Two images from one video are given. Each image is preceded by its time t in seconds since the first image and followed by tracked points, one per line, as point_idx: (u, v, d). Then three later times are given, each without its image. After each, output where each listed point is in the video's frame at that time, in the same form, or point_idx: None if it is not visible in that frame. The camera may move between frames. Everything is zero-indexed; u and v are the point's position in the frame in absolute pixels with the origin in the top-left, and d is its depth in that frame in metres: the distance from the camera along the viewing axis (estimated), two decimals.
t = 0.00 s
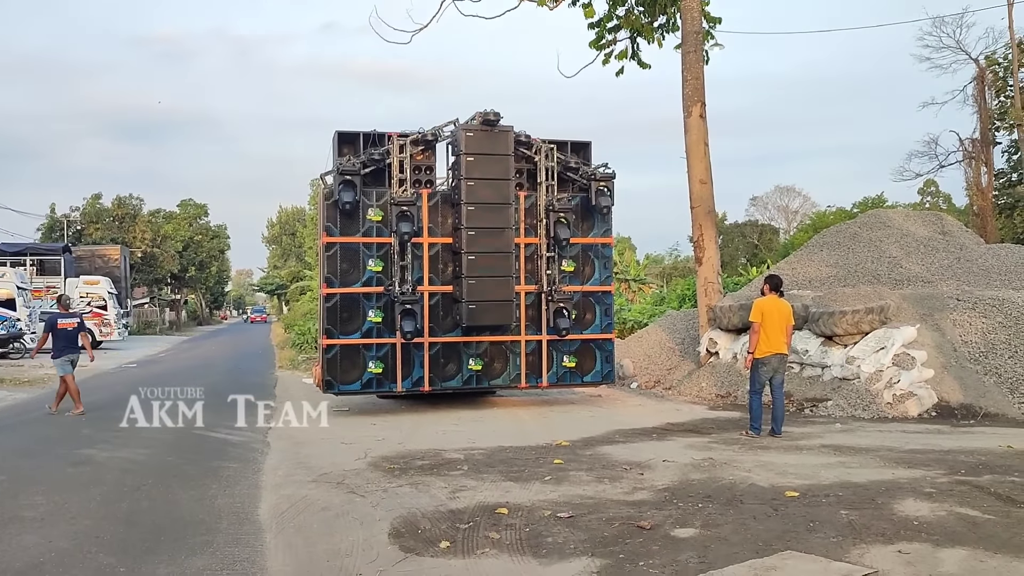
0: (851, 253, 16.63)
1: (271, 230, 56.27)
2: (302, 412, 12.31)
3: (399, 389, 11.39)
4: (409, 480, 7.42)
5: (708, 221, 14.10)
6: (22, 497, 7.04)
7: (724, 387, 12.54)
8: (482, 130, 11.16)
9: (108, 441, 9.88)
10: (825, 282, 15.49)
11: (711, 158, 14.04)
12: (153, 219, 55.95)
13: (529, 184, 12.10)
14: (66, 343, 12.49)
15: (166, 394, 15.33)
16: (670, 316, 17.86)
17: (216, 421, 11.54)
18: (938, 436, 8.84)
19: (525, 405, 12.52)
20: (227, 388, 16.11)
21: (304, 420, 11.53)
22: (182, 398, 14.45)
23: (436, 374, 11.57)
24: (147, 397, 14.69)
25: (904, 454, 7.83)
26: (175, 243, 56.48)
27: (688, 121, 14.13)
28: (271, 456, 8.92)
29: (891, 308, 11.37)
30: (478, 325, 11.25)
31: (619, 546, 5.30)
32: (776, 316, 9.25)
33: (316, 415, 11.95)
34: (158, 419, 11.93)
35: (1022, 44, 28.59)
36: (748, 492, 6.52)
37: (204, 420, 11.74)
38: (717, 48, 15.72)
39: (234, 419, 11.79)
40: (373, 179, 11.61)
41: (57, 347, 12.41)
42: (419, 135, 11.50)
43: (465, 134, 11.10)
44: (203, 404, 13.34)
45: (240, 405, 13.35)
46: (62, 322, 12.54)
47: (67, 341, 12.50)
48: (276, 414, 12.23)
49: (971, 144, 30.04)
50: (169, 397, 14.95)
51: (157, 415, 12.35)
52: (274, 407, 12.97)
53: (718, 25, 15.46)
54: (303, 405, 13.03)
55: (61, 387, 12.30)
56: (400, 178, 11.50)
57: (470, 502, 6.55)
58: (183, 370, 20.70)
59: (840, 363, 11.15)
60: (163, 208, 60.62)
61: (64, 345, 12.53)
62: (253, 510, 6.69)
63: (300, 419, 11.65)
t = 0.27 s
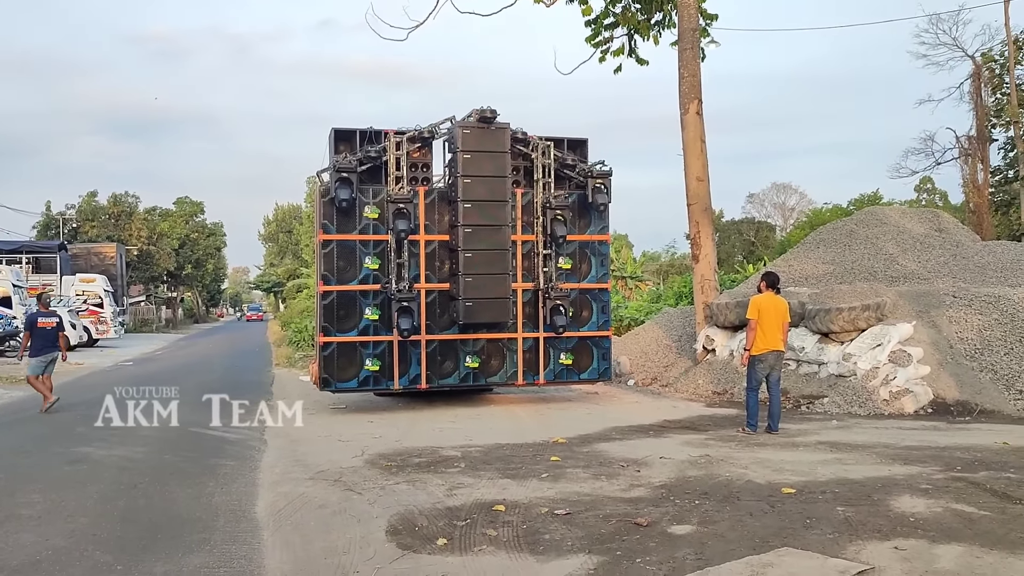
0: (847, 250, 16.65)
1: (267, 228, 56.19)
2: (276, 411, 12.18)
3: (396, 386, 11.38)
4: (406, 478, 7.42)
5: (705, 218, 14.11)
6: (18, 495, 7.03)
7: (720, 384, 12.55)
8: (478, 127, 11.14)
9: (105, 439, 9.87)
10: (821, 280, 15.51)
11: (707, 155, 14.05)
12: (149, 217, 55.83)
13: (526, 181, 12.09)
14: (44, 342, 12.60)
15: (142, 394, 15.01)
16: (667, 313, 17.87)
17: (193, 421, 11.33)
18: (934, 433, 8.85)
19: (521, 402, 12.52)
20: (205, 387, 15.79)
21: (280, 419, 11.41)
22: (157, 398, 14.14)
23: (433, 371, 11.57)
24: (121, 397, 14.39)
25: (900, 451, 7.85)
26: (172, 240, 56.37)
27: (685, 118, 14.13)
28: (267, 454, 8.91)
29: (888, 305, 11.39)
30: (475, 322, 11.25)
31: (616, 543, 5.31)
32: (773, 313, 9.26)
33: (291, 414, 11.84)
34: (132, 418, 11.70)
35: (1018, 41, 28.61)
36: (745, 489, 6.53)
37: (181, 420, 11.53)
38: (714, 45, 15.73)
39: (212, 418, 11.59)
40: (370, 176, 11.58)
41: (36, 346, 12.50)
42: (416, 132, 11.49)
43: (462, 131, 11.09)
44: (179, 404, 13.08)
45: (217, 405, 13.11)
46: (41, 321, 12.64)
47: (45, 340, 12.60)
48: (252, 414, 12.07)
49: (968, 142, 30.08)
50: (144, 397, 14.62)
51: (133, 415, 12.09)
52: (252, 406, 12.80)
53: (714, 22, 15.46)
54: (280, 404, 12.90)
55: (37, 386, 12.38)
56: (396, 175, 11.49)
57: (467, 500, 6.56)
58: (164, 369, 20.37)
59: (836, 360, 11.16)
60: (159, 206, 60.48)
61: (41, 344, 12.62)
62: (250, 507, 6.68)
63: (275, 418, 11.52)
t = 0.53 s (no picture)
0: (843, 248, 16.67)
1: (264, 227, 56.11)
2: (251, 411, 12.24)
3: (393, 385, 11.38)
4: (403, 476, 7.41)
5: (701, 216, 14.11)
6: (15, 494, 7.01)
7: (717, 382, 12.57)
8: (475, 125, 11.13)
9: (101, 438, 9.84)
10: (818, 278, 15.53)
11: (704, 154, 14.05)
12: (145, 216, 55.69)
13: (522, 179, 12.10)
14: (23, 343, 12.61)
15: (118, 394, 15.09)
16: (664, 311, 17.87)
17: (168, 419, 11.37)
18: (930, 430, 8.87)
19: (518, 401, 12.51)
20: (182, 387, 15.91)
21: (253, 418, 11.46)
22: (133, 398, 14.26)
23: (430, 370, 11.56)
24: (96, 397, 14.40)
25: (897, 448, 7.86)
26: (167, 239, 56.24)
27: (681, 116, 14.14)
28: (264, 453, 8.90)
29: (884, 303, 11.44)
30: (472, 321, 11.25)
31: (613, 541, 5.31)
32: (770, 312, 9.27)
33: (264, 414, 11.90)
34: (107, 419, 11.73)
35: (1013, 39, 28.64)
36: (742, 487, 6.53)
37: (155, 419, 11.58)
38: (710, 43, 15.73)
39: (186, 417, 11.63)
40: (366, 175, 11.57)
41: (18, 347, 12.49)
42: (412, 130, 11.48)
43: (459, 130, 11.09)
44: (154, 404, 13.12)
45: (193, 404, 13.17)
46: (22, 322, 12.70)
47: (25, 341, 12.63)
48: (225, 413, 12.09)
49: (963, 140, 30.12)
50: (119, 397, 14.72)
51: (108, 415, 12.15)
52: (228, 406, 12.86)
53: (711, 20, 15.46)
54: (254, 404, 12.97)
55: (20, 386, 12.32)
56: (393, 174, 11.48)
57: (464, 498, 6.55)
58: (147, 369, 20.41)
59: (833, 358, 11.18)
60: (155, 205, 60.34)
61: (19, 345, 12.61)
62: (247, 506, 6.67)
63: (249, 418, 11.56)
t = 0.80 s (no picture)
0: (840, 246, 16.69)
1: (261, 226, 56.07)
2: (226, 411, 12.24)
3: (390, 384, 11.37)
4: (400, 476, 7.40)
5: (698, 215, 14.11)
6: (11, 494, 6.99)
7: (714, 381, 12.57)
8: (471, 125, 11.13)
9: (97, 438, 9.82)
10: (814, 276, 15.55)
11: (701, 152, 14.05)
12: (142, 215, 55.61)
13: (519, 178, 12.10)
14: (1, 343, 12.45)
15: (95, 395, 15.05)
16: (661, 310, 17.88)
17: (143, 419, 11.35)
18: (926, 429, 8.89)
19: (515, 400, 12.51)
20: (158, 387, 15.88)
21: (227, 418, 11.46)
22: (109, 398, 14.24)
23: (427, 369, 11.56)
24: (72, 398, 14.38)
25: (894, 447, 7.87)
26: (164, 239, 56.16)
27: (678, 115, 14.14)
28: (261, 453, 8.88)
29: (881, 302, 11.46)
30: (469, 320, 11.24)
31: (610, 540, 5.31)
32: (767, 310, 9.28)
33: (239, 414, 11.90)
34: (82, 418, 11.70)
35: (1009, 38, 28.70)
36: (738, 486, 6.54)
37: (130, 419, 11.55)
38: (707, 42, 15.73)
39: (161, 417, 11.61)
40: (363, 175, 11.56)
41: None
42: (409, 130, 11.47)
43: (455, 129, 11.07)
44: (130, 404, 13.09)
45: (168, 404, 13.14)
46: None
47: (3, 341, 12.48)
48: (201, 413, 12.07)
49: (959, 139, 30.17)
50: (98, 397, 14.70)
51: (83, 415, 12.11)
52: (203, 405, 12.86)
53: (707, 19, 15.46)
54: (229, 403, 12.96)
55: None
56: (389, 173, 11.46)
57: (462, 498, 6.54)
58: (127, 370, 20.38)
59: (830, 357, 11.19)
60: (152, 204, 60.26)
61: None
62: (244, 506, 6.66)
63: (223, 417, 11.55)
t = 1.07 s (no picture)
0: (837, 246, 16.71)
1: (257, 226, 56.13)
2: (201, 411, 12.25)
3: (387, 384, 11.37)
4: (398, 476, 7.40)
5: (695, 215, 14.12)
6: (7, 495, 6.98)
7: (712, 381, 12.58)
8: (469, 125, 11.13)
9: (94, 439, 9.80)
10: (812, 276, 15.56)
11: (698, 152, 14.06)
12: (139, 215, 55.56)
13: (517, 178, 12.11)
14: None
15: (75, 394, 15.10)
16: (659, 309, 17.89)
17: (117, 419, 11.36)
18: (924, 427, 8.91)
19: (513, 400, 12.52)
20: (133, 388, 15.82)
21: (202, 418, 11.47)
22: (84, 398, 14.17)
23: (425, 369, 11.56)
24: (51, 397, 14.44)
25: (891, 446, 7.88)
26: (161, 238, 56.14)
27: (675, 114, 14.14)
28: (259, 453, 8.88)
29: (878, 301, 11.46)
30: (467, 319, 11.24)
31: (608, 540, 5.31)
32: (764, 310, 9.28)
33: (214, 414, 11.92)
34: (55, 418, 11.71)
35: (1005, 37, 28.75)
36: (736, 485, 6.55)
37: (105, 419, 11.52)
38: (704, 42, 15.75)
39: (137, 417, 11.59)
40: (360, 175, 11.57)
41: None
42: (406, 130, 11.47)
43: (453, 129, 11.07)
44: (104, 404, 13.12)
45: (143, 404, 13.12)
46: None
47: None
48: (175, 413, 12.08)
49: (956, 138, 30.21)
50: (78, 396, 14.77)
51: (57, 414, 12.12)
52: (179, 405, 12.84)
53: (705, 19, 15.47)
54: (204, 403, 12.95)
55: None
56: (387, 173, 11.46)
57: (459, 497, 6.54)
58: (108, 371, 20.30)
59: (827, 356, 11.20)
60: (149, 204, 60.19)
61: None
62: (241, 506, 6.66)
63: (197, 417, 11.58)
